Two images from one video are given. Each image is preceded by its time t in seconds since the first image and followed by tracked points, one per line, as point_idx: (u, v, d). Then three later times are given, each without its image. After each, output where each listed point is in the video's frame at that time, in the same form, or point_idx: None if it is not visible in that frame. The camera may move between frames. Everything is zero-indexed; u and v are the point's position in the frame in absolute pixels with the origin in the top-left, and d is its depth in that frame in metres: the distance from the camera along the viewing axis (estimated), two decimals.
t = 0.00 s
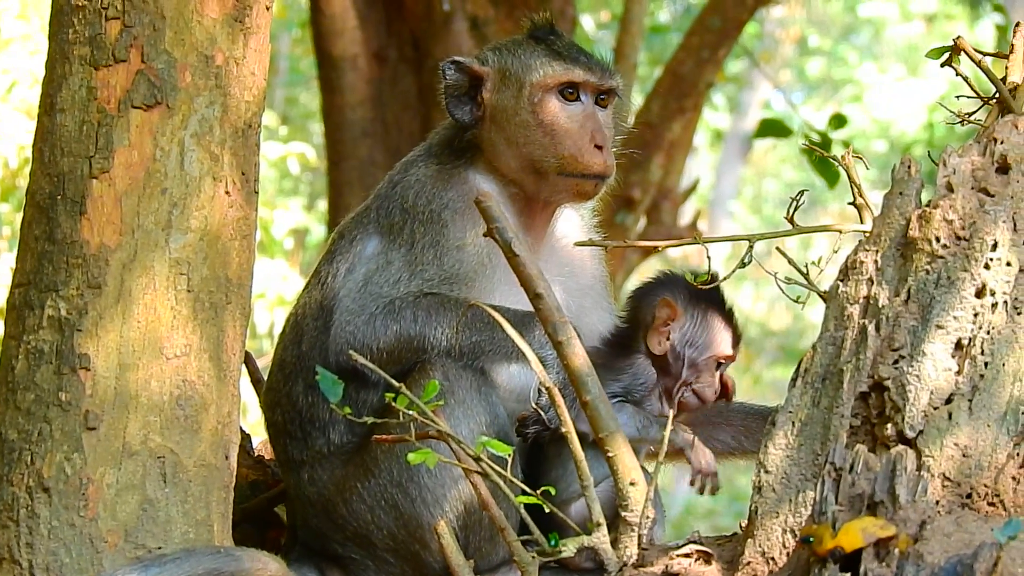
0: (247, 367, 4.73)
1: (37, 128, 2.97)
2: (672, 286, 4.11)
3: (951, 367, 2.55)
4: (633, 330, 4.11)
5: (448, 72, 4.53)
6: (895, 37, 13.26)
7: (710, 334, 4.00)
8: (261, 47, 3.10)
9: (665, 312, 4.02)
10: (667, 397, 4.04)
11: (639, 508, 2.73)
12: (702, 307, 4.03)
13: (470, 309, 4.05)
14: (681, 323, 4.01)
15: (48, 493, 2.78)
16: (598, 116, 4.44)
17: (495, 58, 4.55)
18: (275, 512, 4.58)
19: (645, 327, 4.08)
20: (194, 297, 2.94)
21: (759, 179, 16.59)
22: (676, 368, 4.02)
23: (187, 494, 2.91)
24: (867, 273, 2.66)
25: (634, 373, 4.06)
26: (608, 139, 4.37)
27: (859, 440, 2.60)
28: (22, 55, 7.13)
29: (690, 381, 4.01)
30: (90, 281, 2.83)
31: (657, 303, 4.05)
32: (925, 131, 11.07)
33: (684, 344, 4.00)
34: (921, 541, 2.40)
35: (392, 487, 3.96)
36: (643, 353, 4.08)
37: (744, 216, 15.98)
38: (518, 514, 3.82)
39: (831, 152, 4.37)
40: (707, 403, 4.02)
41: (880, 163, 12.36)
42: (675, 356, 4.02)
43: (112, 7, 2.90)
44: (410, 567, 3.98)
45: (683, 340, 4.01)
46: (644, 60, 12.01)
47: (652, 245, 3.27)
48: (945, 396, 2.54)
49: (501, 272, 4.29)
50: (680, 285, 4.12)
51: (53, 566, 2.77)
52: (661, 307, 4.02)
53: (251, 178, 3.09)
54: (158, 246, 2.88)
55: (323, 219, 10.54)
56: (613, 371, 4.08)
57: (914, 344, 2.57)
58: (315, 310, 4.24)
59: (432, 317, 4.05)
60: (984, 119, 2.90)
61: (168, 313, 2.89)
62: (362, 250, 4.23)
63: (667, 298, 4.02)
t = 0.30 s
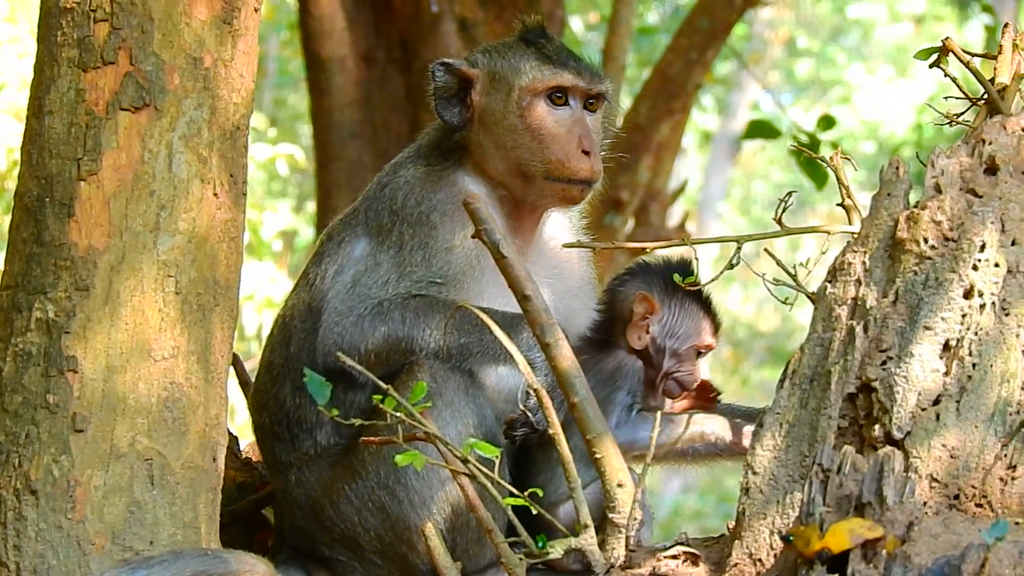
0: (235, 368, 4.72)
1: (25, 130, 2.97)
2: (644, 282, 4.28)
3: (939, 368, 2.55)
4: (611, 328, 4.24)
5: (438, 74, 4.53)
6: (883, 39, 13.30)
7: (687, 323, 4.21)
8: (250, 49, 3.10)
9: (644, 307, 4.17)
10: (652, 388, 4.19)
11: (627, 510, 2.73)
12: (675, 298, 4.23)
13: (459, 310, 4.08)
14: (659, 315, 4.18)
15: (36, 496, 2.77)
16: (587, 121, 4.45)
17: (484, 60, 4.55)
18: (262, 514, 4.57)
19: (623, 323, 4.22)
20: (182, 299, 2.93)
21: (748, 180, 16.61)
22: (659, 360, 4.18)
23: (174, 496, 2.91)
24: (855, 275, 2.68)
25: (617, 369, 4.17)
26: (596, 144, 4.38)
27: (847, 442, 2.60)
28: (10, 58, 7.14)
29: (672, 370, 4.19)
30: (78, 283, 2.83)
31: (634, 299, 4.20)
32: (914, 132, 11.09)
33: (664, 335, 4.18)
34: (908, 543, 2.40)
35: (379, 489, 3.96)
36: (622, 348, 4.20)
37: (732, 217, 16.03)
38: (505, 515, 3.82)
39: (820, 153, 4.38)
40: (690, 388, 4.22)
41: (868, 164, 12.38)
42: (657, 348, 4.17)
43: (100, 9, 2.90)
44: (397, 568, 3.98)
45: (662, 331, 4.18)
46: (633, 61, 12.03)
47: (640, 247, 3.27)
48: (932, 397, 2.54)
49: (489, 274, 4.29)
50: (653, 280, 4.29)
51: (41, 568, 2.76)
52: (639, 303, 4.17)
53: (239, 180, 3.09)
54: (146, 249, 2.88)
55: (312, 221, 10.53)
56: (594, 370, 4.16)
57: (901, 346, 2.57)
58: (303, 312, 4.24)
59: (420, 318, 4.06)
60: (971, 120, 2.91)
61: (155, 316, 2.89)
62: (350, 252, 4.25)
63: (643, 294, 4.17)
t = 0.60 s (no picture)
0: (226, 372, 4.71)
1: (15, 134, 2.96)
2: (623, 280, 4.16)
3: (929, 372, 2.55)
4: (590, 330, 4.13)
5: (425, 78, 4.54)
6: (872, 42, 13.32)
7: (670, 319, 4.09)
8: (239, 52, 3.10)
9: (627, 308, 4.06)
10: (636, 385, 4.09)
11: (618, 513, 2.73)
12: (656, 295, 4.12)
13: (449, 314, 4.05)
14: (642, 314, 4.07)
15: (27, 499, 2.77)
16: (571, 126, 4.37)
17: (473, 65, 4.52)
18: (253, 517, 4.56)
19: (603, 325, 4.10)
20: (173, 302, 2.93)
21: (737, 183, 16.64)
22: (643, 359, 4.07)
23: (165, 499, 2.90)
24: (846, 279, 2.66)
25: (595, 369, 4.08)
26: (579, 149, 4.34)
27: (838, 445, 2.58)
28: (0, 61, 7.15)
29: (656, 367, 4.08)
30: (68, 286, 2.82)
31: (616, 300, 4.09)
32: (903, 135, 11.11)
33: (649, 333, 4.06)
34: (900, 546, 2.40)
35: (370, 493, 3.97)
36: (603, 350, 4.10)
37: (722, 221, 16.16)
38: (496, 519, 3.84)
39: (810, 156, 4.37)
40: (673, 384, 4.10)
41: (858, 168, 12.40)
42: (642, 347, 4.06)
43: (89, 12, 2.89)
44: (388, 571, 3.99)
45: (645, 330, 4.07)
46: (622, 65, 12.05)
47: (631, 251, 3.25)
48: (923, 401, 2.54)
49: (480, 278, 4.28)
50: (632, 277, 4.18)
51: (32, 572, 2.75)
52: (622, 304, 4.06)
53: (229, 183, 3.08)
54: (136, 252, 2.87)
55: (302, 224, 10.51)
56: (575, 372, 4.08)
57: (892, 349, 2.56)
58: (295, 315, 4.23)
59: (411, 322, 4.05)
60: (961, 124, 2.91)
61: (146, 319, 2.88)
62: (342, 255, 4.24)
63: (624, 294, 4.06)
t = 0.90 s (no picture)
0: (233, 369, 4.72)
1: (22, 130, 2.96)
2: (596, 269, 4.11)
3: (937, 368, 2.54)
4: (584, 329, 4.08)
5: (427, 78, 4.55)
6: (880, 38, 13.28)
7: (656, 287, 4.08)
8: (246, 49, 3.10)
9: (614, 296, 4.01)
10: (645, 362, 4.10)
11: (625, 510, 2.72)
12: (634, 271, 4.09)
13: (456, 311, 4.07)
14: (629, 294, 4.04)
15: (34, 496, 2.77)
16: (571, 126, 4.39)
17: (476, 62, 4.52)
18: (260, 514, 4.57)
19: (595, 320, 4.05)
20: (179, 299, 2.93)
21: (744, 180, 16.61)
22: (646, 336, 4.07)
23: (172, 496, 2.91)
24: (853, 276, 2.65)
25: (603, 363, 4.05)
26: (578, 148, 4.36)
27: (845, 442, 2.58)
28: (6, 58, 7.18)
29: (661, 337, 4.08)
30: (75, 283, 2.82)
31: (599, 291, 4.03)
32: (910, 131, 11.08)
33: (644, 309, 4.05)
34: (907, 543, 2.39)
35: (377, 489, 3.97)
36: (607, 342, 4.06)
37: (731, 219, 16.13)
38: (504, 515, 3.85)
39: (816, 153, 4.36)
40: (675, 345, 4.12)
41: (865, 164, 12.37)
42: (641, 325, 4.05)
43: (96, 9, 2.90)
44: (395, 568, 3.98)
45: (638, 308, 4.04)
46: (629, 62, 12.03)
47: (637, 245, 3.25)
48: (930, 398, 2.53)
49: (487, 274, 4.28)
50: (605, 263, 4.13)
51: (39, 569, 2.76)
52: (607, 294, 4.01)
53: (236, 180, 3.08)
54: (143, 248, 2.87)
55: (309, 221, 10.51)
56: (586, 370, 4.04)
57: (899, 346, 2.56)
58: (301, 311, 4.23)
59: (418, 318, 4.06)
60: (969, 120, 2.90)
61: (153, 315, 2.88)
62: (349, 251, 4.24)
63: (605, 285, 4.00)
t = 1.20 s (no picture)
0: (242, 365, 4.72)
1: (31, 128, 2.97)
2: (602, 271, 4.09)
3: (946, 364, 2.52)
4: (599, 330, 4.05)
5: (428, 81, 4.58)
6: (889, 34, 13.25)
7: (662, 281, 4.09)
8: (255, 46, 3.10)
9: (624, 294, 3.99)
10: (664, 352, 4.11)
11: (635, 506, 2.72)
12: (638, 268, 4.09)
13: (465, 307, 4.07)
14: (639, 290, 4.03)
15: (44, 493, 2.77)
16: (558, 127, 4.39)
17: (472, 63, 4.53)
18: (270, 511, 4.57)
19: (610, 320, 4.02)
20: (189, 296, 2.93)
21: (754, 176, 16.58)
22: (662, 327, 4.08)
23: (181, 493, 2.91)
24: (863, 271, 2.64)
25: (628, 359, 3.95)
26: (565, 149, 4.35)
27: (855, 438, 2.58)
28: (16, 56, 7.26)
29: (675, 327, 4.10)
30: (85, 280, 2.83)
31: (608, 291, 4.00)
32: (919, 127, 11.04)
33: (654, 303, 4.06)
34: (916, 539, 2.38)
35: (387, 486, 3.98)
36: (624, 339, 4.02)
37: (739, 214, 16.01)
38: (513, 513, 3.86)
39: (825, 149, 4.35)
40: (692, 331, 4.16)
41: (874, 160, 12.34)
42: (654, 318, 4.06)
43: (105, 7, 2.90)
44: (404, 565, 3.98)
45: (648, 302, 4.05)
46: (638, 58, 12.01)
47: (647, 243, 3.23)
48: (940, 394, 2.51)
49: (497, 271, 4.29)
50: (609, 264, 4.11)
51: (49, 566, 2.76)
52: (617, 292, 3.98)
53: (245, 177, 3.08)
54: (152, 246, 2.88)
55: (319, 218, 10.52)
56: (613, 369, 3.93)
57: (909, 342, 2.55)
58: (311, 307, 4.23)
59: (427, 315, 4.06)
60: (978, 116, 2.88)
61: (163, 313, 2.89)
62: (358, 247, 4.22)
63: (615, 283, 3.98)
